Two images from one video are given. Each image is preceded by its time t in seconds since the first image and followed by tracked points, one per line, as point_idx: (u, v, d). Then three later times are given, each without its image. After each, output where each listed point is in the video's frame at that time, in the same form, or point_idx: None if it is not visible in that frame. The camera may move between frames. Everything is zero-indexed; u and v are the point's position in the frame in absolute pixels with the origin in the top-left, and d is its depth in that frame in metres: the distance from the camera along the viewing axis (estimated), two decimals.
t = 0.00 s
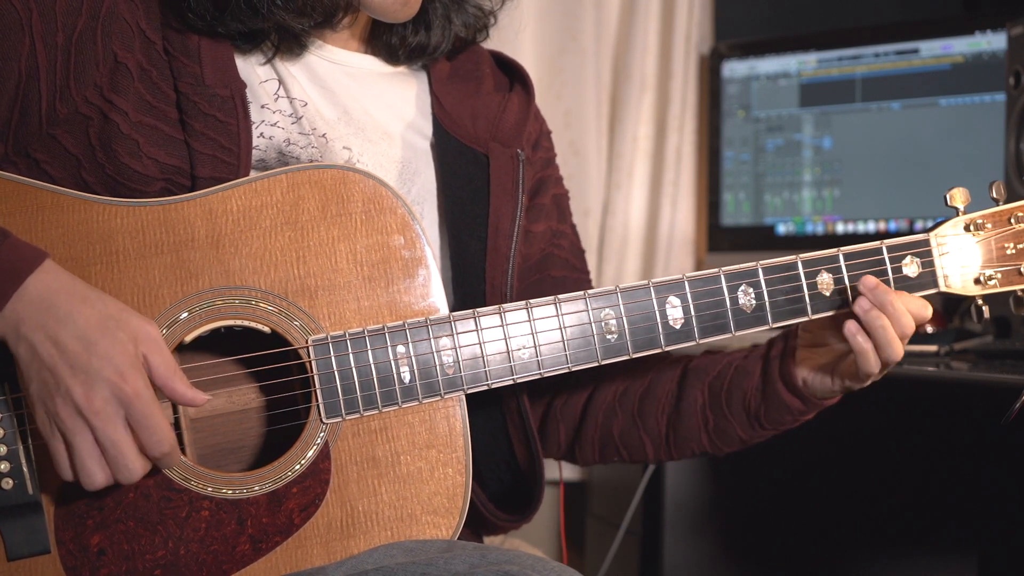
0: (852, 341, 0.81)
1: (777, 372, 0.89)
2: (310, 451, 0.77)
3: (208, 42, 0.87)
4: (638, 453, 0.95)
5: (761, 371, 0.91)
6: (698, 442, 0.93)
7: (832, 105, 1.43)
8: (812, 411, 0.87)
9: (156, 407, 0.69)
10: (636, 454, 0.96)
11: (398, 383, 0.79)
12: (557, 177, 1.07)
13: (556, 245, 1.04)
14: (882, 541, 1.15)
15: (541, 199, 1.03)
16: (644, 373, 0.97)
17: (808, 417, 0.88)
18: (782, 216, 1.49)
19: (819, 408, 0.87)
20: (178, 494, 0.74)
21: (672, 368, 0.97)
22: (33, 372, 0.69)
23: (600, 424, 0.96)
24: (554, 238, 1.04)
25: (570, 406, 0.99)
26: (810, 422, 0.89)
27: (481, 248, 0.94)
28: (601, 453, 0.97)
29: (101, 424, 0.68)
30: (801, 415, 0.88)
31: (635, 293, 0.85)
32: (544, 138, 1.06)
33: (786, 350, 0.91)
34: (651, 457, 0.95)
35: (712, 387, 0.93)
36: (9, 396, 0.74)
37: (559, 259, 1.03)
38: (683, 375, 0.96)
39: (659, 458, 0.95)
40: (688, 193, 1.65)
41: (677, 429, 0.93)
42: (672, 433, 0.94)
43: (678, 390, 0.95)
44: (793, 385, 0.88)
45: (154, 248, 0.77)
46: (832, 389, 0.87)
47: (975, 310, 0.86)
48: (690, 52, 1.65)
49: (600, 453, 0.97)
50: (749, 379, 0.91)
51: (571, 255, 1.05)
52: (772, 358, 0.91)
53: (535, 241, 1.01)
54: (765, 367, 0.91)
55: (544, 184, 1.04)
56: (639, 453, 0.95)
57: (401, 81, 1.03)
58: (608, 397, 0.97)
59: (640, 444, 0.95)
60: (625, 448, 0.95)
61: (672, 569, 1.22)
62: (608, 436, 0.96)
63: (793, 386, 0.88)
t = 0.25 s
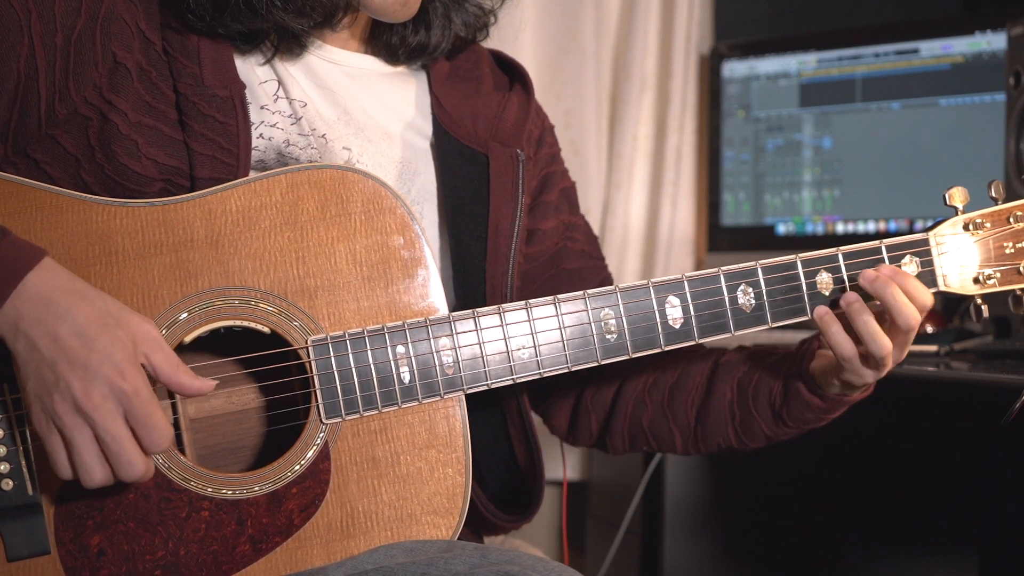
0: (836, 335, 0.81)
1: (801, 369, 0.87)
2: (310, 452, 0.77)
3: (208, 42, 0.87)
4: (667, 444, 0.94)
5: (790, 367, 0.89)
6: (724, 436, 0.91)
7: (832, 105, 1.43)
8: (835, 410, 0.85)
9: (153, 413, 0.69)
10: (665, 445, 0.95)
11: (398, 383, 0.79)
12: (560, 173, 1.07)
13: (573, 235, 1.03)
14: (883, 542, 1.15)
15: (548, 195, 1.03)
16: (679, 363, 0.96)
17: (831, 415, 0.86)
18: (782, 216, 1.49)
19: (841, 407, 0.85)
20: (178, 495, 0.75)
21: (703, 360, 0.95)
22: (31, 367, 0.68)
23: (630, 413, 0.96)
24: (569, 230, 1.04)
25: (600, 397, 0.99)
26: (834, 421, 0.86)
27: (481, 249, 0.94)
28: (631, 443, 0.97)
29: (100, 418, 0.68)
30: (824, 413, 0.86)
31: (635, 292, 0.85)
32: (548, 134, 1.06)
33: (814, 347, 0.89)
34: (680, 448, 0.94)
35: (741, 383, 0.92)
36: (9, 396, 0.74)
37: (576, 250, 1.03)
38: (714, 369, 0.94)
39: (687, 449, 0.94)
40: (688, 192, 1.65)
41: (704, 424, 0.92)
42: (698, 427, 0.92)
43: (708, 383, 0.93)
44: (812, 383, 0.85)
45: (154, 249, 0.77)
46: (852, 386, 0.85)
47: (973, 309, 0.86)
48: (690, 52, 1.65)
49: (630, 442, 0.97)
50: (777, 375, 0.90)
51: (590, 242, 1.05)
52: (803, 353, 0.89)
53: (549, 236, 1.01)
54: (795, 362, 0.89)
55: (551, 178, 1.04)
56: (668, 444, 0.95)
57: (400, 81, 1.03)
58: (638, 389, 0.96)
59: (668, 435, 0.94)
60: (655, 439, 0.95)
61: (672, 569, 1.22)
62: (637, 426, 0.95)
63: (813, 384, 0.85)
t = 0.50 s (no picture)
0: (831, 335, 0.81)
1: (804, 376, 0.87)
2: (310, 452, 0.77)
3: (210, 43, 0.87)
4: (668, 448, 0.95)
5: (793, 376, 0.89)
6: (725, 443, 0.91)
7: (832, 105, 1.43)
8: (836, 417, 0.84)
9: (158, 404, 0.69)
10: (666, 450, 0.95)
11: (398, 384, 0.79)
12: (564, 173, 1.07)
13: (576, 237, 1.04)
14: (882, 542, 1.15)
15: (550, 197, 1.03)
16: (683, 368, 0.96)
17: (833, 424, 0.85)
18: (782, 216, 1.49)
19: (843, 414, 0.84)
20: (178, 495, 0.74)
21: (708, 365, 0.96)
22: (34, 360, 0.69)
23: (633, 417, 0.96)
24: (572, 231, 1.04)
25: (604, 399, 0.99)
26: (835, 431, 0.85)
27: (481, 249, 0.94)
28: (633, 446, 0.97)
29: (106, 411, 0.68)
30: (825, 422, 0.85)
31: (635, 294, 0.85)
32: (550, 136, 1.06)
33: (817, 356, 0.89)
34: (681, 452, 0.95)
35: (744, 389, 0.91)
36: (9, 396, 0.74)
37: (575, 252, 1.03)
38: (718, 374, 0.94)
39: (688, 454, 0.94)
40: (688, 192, 1.65)
41: (705, 429, 0.92)
42: (700, 432, 0.92)
43: (711, 389, 0.93)
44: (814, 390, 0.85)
45: (155, 249, 0.77)
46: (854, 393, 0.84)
47: (973, 311, 0.86)
48: (690, 52, 1.65)
49: (631, 446, 0.97)
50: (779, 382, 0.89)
51: (591, 245, 1.05)
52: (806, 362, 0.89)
53: (553, 236, 1.01)
54: (799, 371, 0.89)
55: (554, 180, 1.04)
56: (670, 448, 0.95)
57: (402, 82, 1.03)
58: (642, 392, 0.96)
59: (670, 440, 0.94)
60: (656, 443, 0.95)
61: (672, 568, 1.22)
62: (639, 430, 0.95)
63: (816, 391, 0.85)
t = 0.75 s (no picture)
0: (831, 336, 0.81)
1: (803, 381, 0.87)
2: (311, 452, 0.77)
3: (213, 43, 0.87)
4: (667, 452, 0.95)
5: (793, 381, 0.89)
6: (724, 447, 0.91)
7: (832, 105, 1.43)
8: (836, 422, 0.84)
9: (162, 400, 0.69)
10: (665, 454, 0.95)
11: (400, 385, 0.79)
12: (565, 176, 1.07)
13: (576, 240, 1.04)
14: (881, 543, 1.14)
15: (552, 198, 1.03)
16: (683, 371, 0.96)
17: (833, 429, 0.85)
18: (782, 216, 1.49)
19: (843, 420, 0.84)
20: (179, 494, 0.74)
21: (707, 369, 0.95)
22: (37, 358, 0.68)
23: (632, 421, 0.96)
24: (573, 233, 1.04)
25: (604, 400, 0.99)
26: (834, 436, 0.85)
27: (482, 250, 0.94)
28: (632, 449, 0.97)
29: (110, 410, 0.67)
30: (825, 427, 0.85)
31: (637, 295, 0.85)
32: (551, 137, 1.06)
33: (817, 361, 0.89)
34: (679, 456, 0.95)
35: (743, 393, 0.92)
36: (10, 396, 0.74)
37: (579, 253, 1.03)
38: (717, 378, 0.94)
39: (687, 458, 0.94)
40: (688, 192, 1.65)
41: (704, 433, 0.92)
42: (699, 436, 0.93)
43: (711, 392, 0.93)
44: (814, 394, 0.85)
45: (157, 249, 0.77)
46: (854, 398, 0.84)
47: (975, 314, 0.86)
48: (690, 52, 1.65)
49: (630, 448, 0.97)
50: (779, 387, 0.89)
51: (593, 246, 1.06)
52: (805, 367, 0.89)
53: (552, 239, 1.01)
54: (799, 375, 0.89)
55: (555, 182, 1.04)
56: (669, 452, 0.95)
57: (404, 83, 1.03)
58: (642, 395, 0.96)
59: (669, 443, 0.94)
60: (655, 446, 0.95)
61: (672, 568, 1.22)
62: (638, 432, 0.96)
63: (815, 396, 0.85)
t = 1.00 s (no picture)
0: (836, 331, 0.81)
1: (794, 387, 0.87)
2: (312, 452, 0.77)
3: (217, 42, 0.87)
4: (658, 458, 0.95)
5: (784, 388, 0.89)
6: (715, 454, 0.91)
7: (832, 105, 1.43)
8: (826, 429, 0.84)
9: (166, 388, 0.68)
10: (657, 460, 0.95)
11: (401, 386, 0.79)
12: (567, 177, 1.07)
13: (575, 243, 1.03)
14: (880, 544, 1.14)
15: (553, 200, 1.03)
16: (675, 378, 0.97)
17: (823, 436, 0.85)
18: (782, 216, 1.49)
19: (833, 427, 0.84)
20: (179, 494, 0.74)
21: (701, 376, 0.96)
22: (40, 355, 0.68)
23: (624, 426, 0.96)
24: (572, 236, 1.04)
25: (597, 405, 0.99)
26: (825, 443, 0.85)
27: (484, 250, 0.94)
28: (624, 455, 0.97)
29: (113, 399, 0.67)
30: (815, 434, 0.85)
31: (639, 297, 0.85)
32: (553, 139, 1.06)
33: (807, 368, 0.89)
34: (671, 463, 0.95)
35: (734, 400, 0.92)
36: (11, 395, 0.73)
37: (576, 256, 1.03)
38: (710, 385, 0.94)
39: (678, 465, 0.94)
40: (688, 192, 1.65)
41: (696, 439, 0.92)
42: (691, 442, 0.93)
43: (702, 399, 0.94)
44: (805, 400, 0.85)
45: (159, 248, 0.77)
46: (847, 402, 0.84)
47: (976, 317, 0.87)
48: (690, 52, 1.65)
49: (622, 455, 0.98)
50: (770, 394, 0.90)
51: (590, 252, 1.05)
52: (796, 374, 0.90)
53: (551, 241, 1.01)
54: (789, 382, 0.89)
55: (556, 184, 1.04)
56: (660, 458, 0.95)
57: (406, 84, 1.03)
58: (634, 401, 0.96)
59: (661, 449, 0.95)
60: (646, 452, 0.95)
61: (672, 568, 1.24)
62: (630, 438, 0.96)
63: (806, 402, 0.85)
